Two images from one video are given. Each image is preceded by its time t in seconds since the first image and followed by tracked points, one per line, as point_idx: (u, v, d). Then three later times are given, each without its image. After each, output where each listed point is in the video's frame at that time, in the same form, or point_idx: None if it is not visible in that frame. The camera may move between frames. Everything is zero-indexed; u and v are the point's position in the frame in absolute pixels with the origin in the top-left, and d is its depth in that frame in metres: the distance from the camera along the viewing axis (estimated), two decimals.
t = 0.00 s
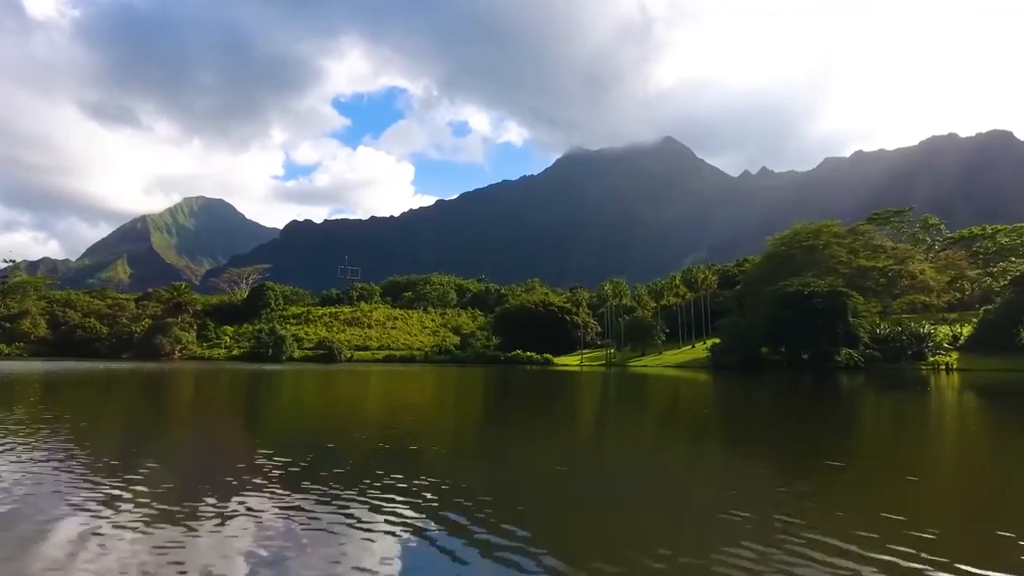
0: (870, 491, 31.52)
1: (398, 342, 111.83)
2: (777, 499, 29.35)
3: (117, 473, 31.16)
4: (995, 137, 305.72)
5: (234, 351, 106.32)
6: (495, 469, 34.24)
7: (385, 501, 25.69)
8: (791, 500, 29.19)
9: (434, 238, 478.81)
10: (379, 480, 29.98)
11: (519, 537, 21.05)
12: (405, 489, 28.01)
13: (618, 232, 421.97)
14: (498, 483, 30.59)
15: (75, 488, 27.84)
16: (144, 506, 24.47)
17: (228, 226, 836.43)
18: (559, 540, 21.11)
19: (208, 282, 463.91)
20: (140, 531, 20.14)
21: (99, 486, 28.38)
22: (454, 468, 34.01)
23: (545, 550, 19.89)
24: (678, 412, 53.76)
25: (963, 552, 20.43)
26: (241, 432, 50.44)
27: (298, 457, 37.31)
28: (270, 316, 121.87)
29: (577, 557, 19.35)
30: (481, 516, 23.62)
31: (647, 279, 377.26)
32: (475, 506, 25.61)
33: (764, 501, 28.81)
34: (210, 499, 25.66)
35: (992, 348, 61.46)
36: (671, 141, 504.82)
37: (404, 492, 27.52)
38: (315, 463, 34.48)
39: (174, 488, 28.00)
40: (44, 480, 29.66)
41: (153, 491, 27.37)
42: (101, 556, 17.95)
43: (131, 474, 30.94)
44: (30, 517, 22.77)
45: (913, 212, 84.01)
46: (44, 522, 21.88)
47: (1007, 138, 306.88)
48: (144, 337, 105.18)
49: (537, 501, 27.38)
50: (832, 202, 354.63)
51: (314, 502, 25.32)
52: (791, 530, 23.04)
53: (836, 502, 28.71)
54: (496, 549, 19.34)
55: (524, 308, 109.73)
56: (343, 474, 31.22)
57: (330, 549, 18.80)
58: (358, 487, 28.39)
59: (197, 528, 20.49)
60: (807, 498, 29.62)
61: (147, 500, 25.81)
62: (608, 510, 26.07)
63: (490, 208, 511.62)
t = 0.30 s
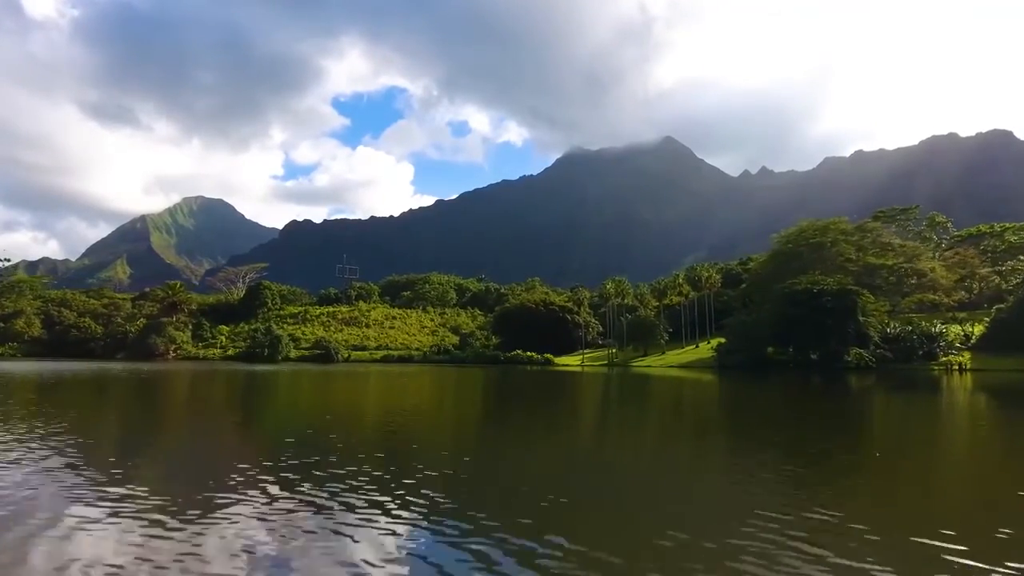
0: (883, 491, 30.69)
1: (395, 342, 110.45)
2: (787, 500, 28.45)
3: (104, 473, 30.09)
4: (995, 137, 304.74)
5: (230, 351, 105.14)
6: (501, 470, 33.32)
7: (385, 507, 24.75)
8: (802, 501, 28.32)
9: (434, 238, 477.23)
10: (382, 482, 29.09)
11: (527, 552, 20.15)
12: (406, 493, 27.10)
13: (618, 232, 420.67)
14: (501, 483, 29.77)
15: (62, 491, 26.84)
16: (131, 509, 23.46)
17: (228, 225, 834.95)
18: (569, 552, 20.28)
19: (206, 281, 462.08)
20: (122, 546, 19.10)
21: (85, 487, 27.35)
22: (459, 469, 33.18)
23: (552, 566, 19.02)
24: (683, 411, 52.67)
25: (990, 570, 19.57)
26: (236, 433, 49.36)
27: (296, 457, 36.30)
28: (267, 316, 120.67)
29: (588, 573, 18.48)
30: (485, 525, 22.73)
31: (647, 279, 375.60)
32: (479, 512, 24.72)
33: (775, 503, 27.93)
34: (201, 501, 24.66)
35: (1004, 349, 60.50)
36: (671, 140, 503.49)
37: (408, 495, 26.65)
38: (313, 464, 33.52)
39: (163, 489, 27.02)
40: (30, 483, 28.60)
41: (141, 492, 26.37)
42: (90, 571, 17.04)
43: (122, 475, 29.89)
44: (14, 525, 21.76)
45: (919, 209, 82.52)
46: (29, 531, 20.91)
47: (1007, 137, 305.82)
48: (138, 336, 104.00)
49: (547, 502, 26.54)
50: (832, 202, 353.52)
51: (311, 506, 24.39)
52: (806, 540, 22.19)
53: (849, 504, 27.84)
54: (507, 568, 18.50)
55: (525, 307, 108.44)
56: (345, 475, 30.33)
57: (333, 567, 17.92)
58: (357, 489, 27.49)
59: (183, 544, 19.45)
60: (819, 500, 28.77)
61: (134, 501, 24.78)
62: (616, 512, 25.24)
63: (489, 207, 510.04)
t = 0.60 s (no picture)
0: (900, 491, 30.00)
1: (392, 342, 108.55)
2: (804, 499, 27.73)
3: (93, 474, 28.89)
4: (997, 136, 303.47)
5: (225, 350, 103.85)
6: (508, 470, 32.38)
7: (395, 505, 23.94)
8: (819, 501, 27.61)
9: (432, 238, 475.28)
10: (386, 482, 28.12)
11: (549, 553, 19.39)
12: (415, 491, 26.27)
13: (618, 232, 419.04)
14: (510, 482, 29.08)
15: (48, 493, 25.72)
16: (121, 513, 22.34)
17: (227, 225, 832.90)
18: (596, 553, 19.64)
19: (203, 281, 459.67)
20: (115, 551, 18.07)
21: (72, 488, 26.14)
22: (466, 468, 32.27)
23: (575, 567, 18.27)
24: (688, 411, 51.43)
25: None
26: (231, 434, 48.23)
27: (294, 457, 35.21)
28: (263, 315, 119.20)
29: (615, 573, 17.83)
30: (499, 525, 22.01)
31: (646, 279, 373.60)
32: (492, 510, 23.97)
33: (791, 502, 27.15)
34: (199, 503, 23.62)
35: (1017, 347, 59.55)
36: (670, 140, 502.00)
37: (413, 495, 25.74)
38: (314, 463, 32.55)
39: (154, 489, 25.95)
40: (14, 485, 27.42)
41: (131, 493, 25.27)
42: None
43: (112, 475, 28.75)
44: None
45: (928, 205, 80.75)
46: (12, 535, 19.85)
47: (1009, 137, 304.56)
48: (131, 336, 102.63)
49: (560, 500, 25.67)
50: (833, 201, 352.06)
51: (316, 507, 23.47)
52: (827, 539, 21.59)
53: (868, 503, 27.18)
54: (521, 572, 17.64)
55: (526, 305, 107.05)
56: (348, 475, 29.39)
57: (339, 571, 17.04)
58: (368, 488, 26.76)
59: (180, 549, 18.56)
60: (836, 499, 28.05)
61: (121, 504, 23.67)
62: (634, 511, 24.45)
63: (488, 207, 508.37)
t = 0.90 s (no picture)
0: (918, 493, 28.91)
1: (390, 341, 107.39)
2: (819, 502, 26.60)
3: (76, 475, 27.68)
4: (999, 137, 302.36)
5: (220, 349, 102.68)
6: (514, 470, 31.30)
7: (398, 509, 22.87)
8: (836, 503, 26.48)
9: (432, 237, 473.56)
10: (387, 483, 27.06)
11: (564, 557, 18.37)
12: (418, 492, 25.27)
13: (618, 232, 417.60)
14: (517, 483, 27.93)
15: (31, 494, 24.64)
16: (103, 518, 21.13)
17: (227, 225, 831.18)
18: (610, 557, 18.51)
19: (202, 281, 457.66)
20: (98, 558, 17.01)
21: (52, 491, 24.89)
22: (469, 469, 31.20)
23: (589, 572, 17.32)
24: (693, 412, 50.28)
25: None
26: (224, 434, 47.04)
27: (290, 458, 34.12)
28: (259, 314, 117.82)
29: None
30: (506, 529, 20.85)
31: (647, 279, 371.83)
32: (499, 512, 22.83)
33: (806, 505, 26.02)
34: (190, 506, 22.51)
35: None
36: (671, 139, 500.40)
37: (416, 497, 24.73)
38: (311, 464, 31.40)
39: (140, 491, 24.73)
40: None
41: (115, 496, 24.05)
42: None
43: (99, 476, 27.62)
44: None
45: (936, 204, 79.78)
46: None
47: (1010, 137, 303.54)
48: (124, 335, 101.37)
49: (570, 502, 24.61)
50: (834, 201, 350.73)
51: (313, 511, 22.31)
52: (849, 542, 20.47)
53: (885, 505, 26.18)
54: None
55: (526, 304, 105.86)
56: (347, 475, 28.37)
57: None
58: (367, 490, 25.60)
59: (164, 557, 17.41)
60: (852, 501, 27.01)
61: (109, 506, 22.63)
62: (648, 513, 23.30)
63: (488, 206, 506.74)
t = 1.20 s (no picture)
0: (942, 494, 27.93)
1: (388, 341, 106.10)
2: (839, 501, 25.53)
3: (62, 475, 26.42)
4: (1000, 136, 301.31)
5: (214, 348, 101.44)
6: (522, 471, 30.22)
7: (401, 509, 21.82)
8: (856, 502, 25.44)
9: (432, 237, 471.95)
10: (389, 484, 25.99)
11: (578, 559, 17.35)
12: (422, 493, 24.20)
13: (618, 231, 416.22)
14: (527, 484, 26.82)
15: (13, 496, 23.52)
16: (89, 522, 19.89)
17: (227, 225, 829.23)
18: (633, 560, 17.44)
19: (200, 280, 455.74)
20: (80, 564, 15.97)
21: (34, 493, 23.59)
22: (476, 470, 30.10)
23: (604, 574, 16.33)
24: (700, 412, 49.12)
25: None
26: (218, 435, 45.86)
27: (287, 458, 32.96)
28: (255, 313, 116.46)
29: None
30: (519, 530, 19.77)
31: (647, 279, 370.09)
32: (511, 513, 21.73)
33: (830, 504, 24.95)
34: (181, 508, 21.43)
35: None
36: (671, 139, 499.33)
37: (420, 497, 23.65)
38: (311, 465, 30.32)
39: (129, 492, 23.48)
40: None
41: (103, 497, 22.82)
42: None
43: (87, 476, 26.50)
44: None
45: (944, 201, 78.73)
46: None
47: (1012, 137, 302.54)
48: (117, 335, 100.15)
49: (584, 502, 23.57)
50: (835, 200, 349.57)
51: (311, 512, 21.27)
52: (881, 542, 19.46)
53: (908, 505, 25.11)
54: None
55: (527, 303, 104.64)
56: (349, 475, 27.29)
57: None
58: (373, 490, 24.45)
59: (153, 565, 16.20)
60: (872, 501, 25.96)
61: (94, 508, 21.52)
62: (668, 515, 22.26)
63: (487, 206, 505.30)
